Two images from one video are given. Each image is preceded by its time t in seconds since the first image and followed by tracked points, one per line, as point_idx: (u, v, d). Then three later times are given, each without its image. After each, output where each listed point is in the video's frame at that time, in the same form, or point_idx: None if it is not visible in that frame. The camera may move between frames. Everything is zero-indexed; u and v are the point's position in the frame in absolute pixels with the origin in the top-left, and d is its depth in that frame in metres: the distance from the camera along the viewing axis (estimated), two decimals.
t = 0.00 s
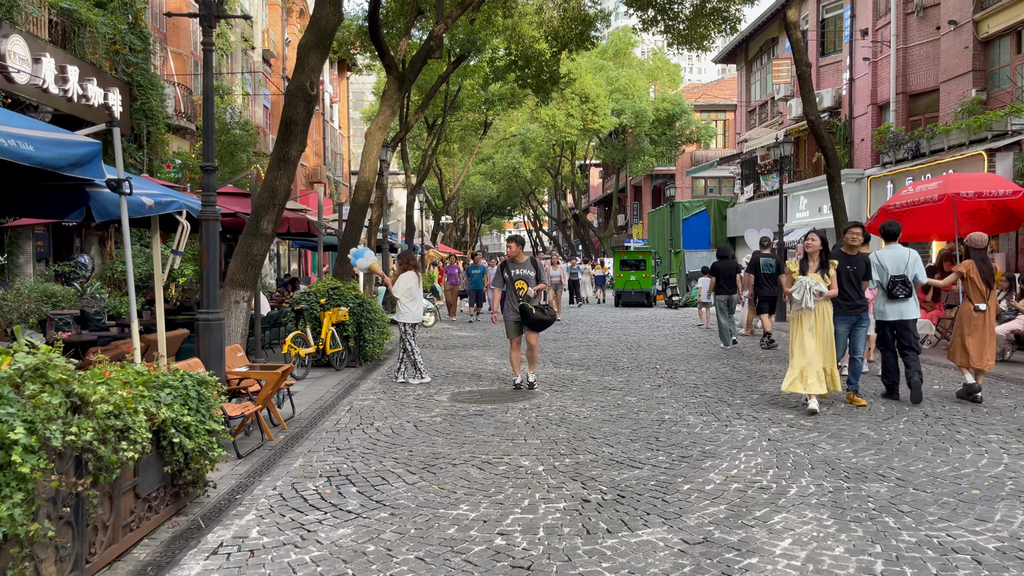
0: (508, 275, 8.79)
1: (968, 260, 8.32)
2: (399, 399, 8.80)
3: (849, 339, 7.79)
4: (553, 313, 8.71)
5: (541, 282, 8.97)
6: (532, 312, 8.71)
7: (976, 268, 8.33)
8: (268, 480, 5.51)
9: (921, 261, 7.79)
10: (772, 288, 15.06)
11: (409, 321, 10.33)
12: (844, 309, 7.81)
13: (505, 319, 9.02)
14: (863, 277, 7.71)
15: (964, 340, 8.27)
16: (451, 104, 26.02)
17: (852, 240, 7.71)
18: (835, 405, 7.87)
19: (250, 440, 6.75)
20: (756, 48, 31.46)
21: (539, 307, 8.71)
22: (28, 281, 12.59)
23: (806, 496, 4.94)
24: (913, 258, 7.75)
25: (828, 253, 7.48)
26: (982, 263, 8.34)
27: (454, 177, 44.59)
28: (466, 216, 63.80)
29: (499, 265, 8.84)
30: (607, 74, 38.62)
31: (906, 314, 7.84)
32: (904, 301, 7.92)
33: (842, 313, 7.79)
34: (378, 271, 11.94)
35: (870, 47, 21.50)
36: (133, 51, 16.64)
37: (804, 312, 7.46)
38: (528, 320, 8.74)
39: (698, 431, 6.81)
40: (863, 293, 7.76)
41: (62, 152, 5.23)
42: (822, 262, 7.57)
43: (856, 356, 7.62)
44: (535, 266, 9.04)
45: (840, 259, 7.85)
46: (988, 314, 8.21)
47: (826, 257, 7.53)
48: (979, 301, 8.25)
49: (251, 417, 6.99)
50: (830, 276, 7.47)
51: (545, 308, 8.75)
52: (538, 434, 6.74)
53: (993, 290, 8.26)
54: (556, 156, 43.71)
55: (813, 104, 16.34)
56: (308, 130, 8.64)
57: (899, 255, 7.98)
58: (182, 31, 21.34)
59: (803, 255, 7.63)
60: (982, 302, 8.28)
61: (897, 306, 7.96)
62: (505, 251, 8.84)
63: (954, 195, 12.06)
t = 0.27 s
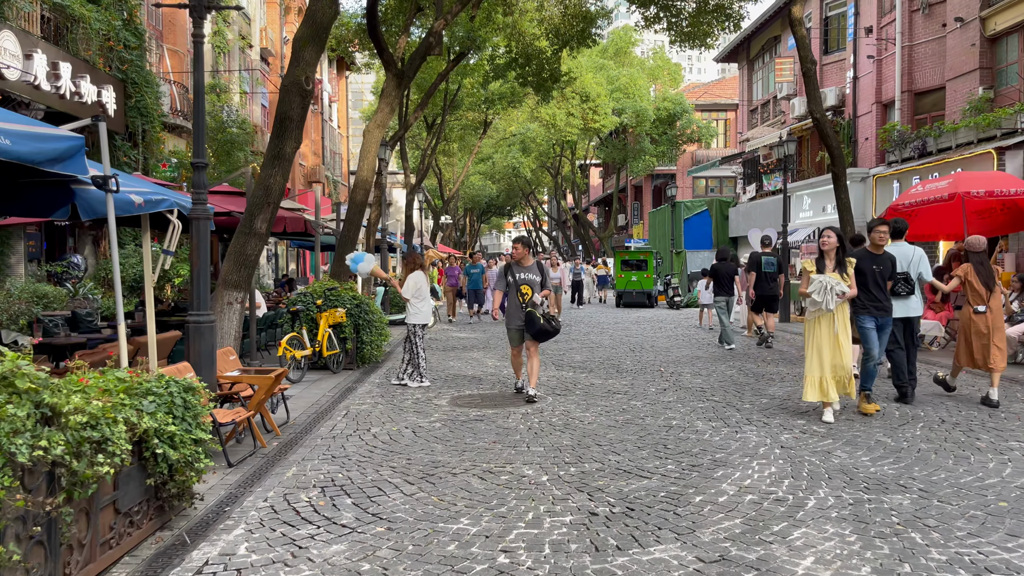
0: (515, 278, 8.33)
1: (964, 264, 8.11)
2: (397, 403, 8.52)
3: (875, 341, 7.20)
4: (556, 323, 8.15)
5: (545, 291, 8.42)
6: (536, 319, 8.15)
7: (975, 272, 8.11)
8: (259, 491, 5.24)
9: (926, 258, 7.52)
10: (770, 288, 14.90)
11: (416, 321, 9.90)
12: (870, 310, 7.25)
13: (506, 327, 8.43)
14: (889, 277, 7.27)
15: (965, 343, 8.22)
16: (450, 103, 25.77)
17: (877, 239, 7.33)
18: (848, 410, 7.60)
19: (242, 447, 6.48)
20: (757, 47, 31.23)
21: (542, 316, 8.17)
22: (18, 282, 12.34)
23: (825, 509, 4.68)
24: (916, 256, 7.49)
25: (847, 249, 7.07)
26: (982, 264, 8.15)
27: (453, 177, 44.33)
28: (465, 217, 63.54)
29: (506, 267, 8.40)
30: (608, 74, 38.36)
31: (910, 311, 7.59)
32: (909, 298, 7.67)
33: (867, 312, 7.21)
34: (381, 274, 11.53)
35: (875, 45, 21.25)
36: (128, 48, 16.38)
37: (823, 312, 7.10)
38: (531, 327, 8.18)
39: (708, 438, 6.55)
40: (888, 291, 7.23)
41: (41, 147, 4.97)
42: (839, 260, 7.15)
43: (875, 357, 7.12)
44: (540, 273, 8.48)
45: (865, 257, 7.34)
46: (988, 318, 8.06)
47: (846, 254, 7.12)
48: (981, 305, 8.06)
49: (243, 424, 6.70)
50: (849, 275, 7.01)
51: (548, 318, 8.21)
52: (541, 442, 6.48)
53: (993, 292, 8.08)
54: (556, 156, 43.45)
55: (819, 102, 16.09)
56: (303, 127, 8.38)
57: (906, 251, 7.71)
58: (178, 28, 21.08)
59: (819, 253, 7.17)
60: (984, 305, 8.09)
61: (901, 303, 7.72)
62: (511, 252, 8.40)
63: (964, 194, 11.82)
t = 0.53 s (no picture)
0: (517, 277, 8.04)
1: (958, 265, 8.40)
2: (393, 408, 8.26)
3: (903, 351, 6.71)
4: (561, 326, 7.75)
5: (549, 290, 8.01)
6: (537, 322, 7.82)
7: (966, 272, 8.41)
8: (245, 503, 4.98)
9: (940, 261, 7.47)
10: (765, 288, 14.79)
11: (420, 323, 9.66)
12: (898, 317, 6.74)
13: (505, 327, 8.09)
14: (919, 280, 6.72)
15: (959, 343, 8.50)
16: (449, 101, 25.52)
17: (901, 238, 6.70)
18: (859, 416, 7.34)
19: (232, 455, 6.22)
20: (759, 45, 31.01)
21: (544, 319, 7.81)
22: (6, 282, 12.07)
23: (844, 523, 4.41)
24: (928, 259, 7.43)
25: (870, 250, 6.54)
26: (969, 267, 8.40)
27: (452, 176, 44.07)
28: (464, 217, 63.24)
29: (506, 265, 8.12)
30: (608, 72, 38.11)
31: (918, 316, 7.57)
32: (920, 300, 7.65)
33: (896, 320, 6.71)
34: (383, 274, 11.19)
35: (878, 43, 21.01)
36: (121, 44, 16.11)
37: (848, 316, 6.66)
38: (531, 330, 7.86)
39: (716, 445, 6.28)
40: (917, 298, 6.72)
41: (13, 139, 4.72)
42: (861, 259, 6.60)
43: (902, 369, 6.63)
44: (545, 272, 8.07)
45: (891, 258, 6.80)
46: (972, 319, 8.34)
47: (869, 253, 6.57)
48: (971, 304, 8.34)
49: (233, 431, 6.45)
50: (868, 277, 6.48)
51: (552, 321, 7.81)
52: (543, 449, 6.21)
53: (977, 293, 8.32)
54: (556, 156, 43.19)
55: (822, 100, 15.84)
56: (296, 122, 8.12)
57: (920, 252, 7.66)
58: (173, 25, 20.82)
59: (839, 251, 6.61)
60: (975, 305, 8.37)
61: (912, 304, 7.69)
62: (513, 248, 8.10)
63: (974, 192, 11.57)
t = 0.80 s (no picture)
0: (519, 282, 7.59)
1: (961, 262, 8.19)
2: (392, 414, 8.00)
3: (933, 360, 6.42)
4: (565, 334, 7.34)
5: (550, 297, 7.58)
6: (537, 331, 7.34)
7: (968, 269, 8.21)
8: (235, 519, 4.72)
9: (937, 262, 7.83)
10: (762, 289, 14.80)
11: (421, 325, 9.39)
12: (931, 321, 6.41)
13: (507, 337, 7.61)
14: (955, 280, 6.41)
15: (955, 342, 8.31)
16: (448, 100, 25.27)
17: (932, 235, 6.46)
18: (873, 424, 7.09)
19: (222, 466, 5.95)
20: (760, 44, 30.79)
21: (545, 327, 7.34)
22: None
23: (869, 542, 4.16)
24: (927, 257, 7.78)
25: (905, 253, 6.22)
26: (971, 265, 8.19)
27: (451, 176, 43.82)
28: (463, 217, 62.92)
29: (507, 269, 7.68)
30: (607, 71, 37.83)
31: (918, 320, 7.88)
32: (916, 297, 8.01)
33: (928, 326, 6.40)
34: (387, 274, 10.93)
35: (882, 41, 20.78)
36: (114, 41, 15.84)
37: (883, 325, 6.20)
38: (532, 339, 7.38)
39: (728, 455, 6.03)
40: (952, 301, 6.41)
41: None
42: (894, 263, 6.27)
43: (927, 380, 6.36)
44: (545, 277, 7.65)
45: (922, 261, 6.44)
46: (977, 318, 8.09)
47: (903, 257, 6.23)
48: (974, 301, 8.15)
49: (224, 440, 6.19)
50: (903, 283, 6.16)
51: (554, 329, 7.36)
52: (547, 459, 5.96)
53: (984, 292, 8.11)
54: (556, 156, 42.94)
55: (827, 98, 15.59)
56: (292, 119, 7.87)
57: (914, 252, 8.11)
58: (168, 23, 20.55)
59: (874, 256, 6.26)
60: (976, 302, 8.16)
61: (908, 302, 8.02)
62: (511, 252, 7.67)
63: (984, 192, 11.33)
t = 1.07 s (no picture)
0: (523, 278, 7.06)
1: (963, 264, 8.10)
2: (390, 417, 7.75)
3: (967, 369, 6.06)
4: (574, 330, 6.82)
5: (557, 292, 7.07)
6: (545, 326, 6.79)
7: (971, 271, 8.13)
8: (225, 530, 4.47)
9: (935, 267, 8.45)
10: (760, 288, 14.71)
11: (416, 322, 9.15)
12: (970, 328, 5.99)
13: (508, 336, 7.06)
14: (997, 285, 6.00)
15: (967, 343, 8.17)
16: (446, 98, 25.00)
17: (977, 234, 6.03)
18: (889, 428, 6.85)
19: (213, 472, 5.71)
20: (761, 42, 30.59)
21: (552, 322, 6.80)
22: None
23: (897, 556, 3.92)
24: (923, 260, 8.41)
25: (943, 249, 5.96)
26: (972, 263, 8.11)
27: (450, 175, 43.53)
28: (461, 217, 62.71)
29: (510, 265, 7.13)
30: (607, 70, 37.58)
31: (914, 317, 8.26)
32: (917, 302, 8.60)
33: (967, 334, 5.99)
34: (388, 273, 10.65)
35: (886, 38, 20.55)
36: (108, 37, 15.56)
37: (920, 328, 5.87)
38: (539, 335, 6.82)
39: (740, 461, 5.78)
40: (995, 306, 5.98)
41: None
42: (932, 258, 5.99)
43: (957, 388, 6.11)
44: (552, 270, 7.16)
45: (965, 260, 6.06)
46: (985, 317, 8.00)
47: (941, 252, 5.96)
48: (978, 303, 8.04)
49: (215, 445, 5.94)
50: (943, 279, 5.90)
51: (561, 324, 6.83)
52: (552, 466, 5.71)
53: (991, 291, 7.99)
54: (555, 154, 42.70)
55: (833, 95, 15.35)
56: (287, 113, 7.62)
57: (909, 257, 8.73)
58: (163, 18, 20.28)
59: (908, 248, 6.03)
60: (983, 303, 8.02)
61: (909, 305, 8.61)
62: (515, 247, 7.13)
63: (996, 190, 11.09)
